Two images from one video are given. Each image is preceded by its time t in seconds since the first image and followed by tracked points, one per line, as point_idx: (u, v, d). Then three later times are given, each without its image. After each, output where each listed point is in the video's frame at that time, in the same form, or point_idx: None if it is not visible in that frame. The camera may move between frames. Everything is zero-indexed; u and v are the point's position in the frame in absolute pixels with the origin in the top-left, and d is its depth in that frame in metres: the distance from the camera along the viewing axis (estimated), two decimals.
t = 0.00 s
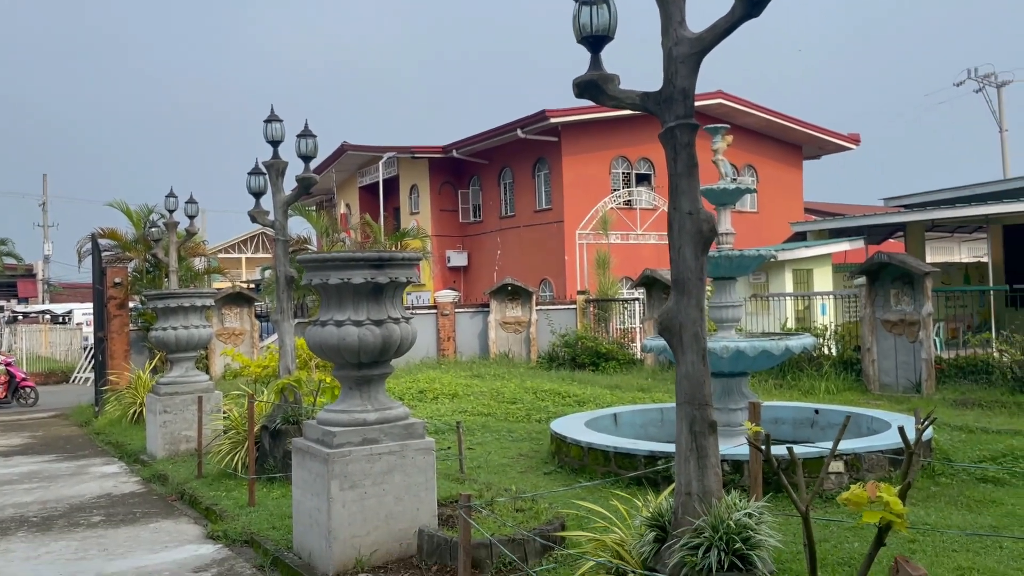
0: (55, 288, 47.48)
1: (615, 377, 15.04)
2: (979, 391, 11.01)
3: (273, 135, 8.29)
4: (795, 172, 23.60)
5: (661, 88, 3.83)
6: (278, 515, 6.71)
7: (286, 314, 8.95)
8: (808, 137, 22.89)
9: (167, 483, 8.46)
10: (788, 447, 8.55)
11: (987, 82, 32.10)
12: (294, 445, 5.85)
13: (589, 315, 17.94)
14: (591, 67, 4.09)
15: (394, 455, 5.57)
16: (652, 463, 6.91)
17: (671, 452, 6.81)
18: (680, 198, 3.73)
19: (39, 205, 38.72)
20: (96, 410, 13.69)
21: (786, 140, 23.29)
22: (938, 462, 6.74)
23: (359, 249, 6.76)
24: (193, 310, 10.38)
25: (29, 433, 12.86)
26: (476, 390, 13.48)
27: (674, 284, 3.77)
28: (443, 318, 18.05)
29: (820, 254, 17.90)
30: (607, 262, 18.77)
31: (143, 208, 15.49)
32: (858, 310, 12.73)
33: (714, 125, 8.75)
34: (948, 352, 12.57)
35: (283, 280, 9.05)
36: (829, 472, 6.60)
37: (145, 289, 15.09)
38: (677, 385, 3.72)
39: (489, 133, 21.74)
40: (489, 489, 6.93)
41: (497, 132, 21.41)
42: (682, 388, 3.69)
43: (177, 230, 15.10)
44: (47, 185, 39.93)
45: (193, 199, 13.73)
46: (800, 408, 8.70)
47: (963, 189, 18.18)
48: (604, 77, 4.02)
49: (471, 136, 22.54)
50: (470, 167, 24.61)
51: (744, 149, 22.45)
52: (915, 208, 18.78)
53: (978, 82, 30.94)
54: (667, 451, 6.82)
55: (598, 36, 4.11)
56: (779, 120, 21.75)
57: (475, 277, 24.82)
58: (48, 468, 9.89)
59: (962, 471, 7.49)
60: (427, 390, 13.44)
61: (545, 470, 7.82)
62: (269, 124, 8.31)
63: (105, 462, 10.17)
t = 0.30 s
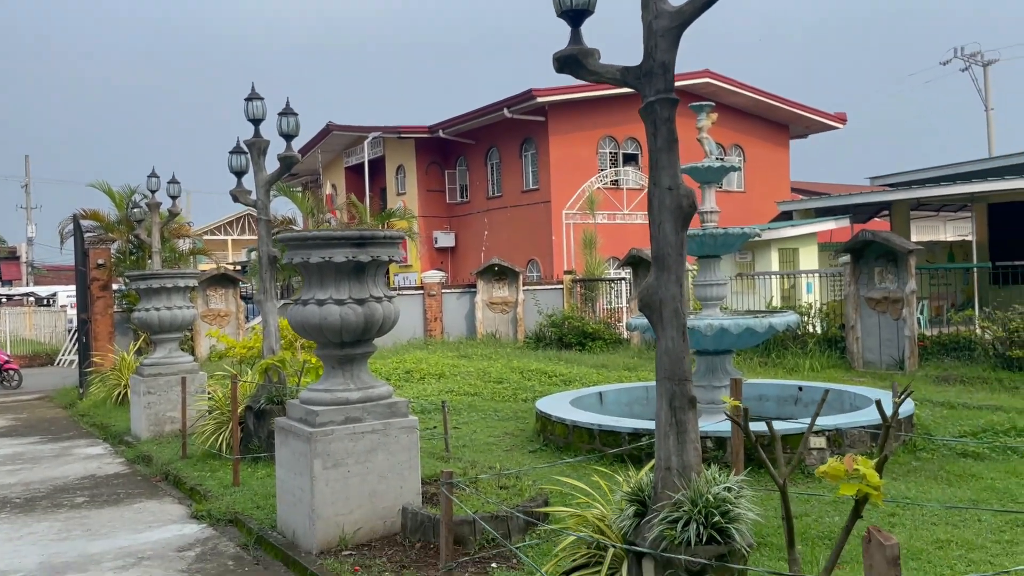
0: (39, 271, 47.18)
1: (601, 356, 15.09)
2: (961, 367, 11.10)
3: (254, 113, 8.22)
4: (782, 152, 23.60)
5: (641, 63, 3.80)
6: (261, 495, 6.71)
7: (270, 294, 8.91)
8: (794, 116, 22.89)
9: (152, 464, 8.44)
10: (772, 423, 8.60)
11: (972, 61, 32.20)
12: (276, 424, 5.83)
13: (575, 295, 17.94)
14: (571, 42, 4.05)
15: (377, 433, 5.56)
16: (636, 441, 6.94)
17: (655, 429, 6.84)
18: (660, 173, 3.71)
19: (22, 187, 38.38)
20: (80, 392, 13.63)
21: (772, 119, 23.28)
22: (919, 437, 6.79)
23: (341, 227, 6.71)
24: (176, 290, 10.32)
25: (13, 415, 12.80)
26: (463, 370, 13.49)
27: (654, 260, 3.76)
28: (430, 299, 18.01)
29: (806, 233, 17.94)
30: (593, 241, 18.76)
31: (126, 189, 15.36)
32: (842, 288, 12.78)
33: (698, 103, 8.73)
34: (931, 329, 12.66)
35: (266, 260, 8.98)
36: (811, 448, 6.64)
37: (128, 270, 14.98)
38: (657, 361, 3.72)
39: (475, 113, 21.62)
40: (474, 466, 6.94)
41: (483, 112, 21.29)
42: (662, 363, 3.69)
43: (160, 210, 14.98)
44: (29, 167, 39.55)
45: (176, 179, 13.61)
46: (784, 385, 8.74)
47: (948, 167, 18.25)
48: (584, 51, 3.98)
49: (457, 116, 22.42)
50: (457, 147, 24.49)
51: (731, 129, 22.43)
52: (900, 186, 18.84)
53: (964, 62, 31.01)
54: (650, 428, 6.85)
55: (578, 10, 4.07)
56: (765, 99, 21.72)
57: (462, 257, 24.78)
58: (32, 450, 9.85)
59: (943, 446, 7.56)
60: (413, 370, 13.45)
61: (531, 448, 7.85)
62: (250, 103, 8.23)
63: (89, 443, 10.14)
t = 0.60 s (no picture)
0: (27, 253, 46.95)
1: (589, 336, 15.12)
2: (946, 345, 11.16)
3: (236, 92, 8.14)
4: (771, 131, 23.57)
5: (618, 39, 3.76)
6: (246, 475, 6.71)
7: (254, 275, 8.86)
8: (784, 95, 22.84)
9: (138, 445, 8.43)
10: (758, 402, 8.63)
11: (963, 39, 32.13)
12: (259, 405, 5.83)
13: (564, 275, 17.92)
14: (549, 18, 3.99)
15: (359, 414, 5.55)
16: (620, 419, 6.96)
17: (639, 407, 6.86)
18: (637, 150, 3.69)
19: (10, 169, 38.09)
20: (68, 374, 13.59)
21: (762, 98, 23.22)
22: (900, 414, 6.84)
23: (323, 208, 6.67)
24: (160, 272, 10.27)
25: None
26: (451, 351, 13.51)
27: (630, 238, 3.74)
28: (419, 280, 17.98)
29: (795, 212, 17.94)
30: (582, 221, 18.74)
31: (110, 170, 15.25)
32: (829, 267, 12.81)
33: (684, 81, 8.68)
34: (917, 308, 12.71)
35: (249, 241, 8.92)
36: (794, 426, 6.68)
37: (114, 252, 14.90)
38: (634, 339, 3.72)
39: (464, 93, 21.49)
40: (459, 446, 6.97)
41: (472, 91, 21.16)
42: (639, 342, 3.69)
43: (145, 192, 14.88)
44: (16, 149, 39.25)
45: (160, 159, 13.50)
46: (770, 363, 8.77)
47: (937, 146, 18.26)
48: (561, 27, 3.92)
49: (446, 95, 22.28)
50: (446, 127, 24.36)
51: (720, 108, 22.36)
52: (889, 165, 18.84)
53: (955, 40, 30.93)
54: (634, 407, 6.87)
55: None
56: (755, 79, 21.66)
57: (452, 238, 24.73)
58: (18, 432, 9.82)
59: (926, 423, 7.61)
60: (402, 351, 13.46)
61: (517, 427, 7.86)
62: (232, 82, 8.15)
63: (76, 425, 10.12)
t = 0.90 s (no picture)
0: (20, 237, 46.77)
1: (581, 317, 15.11)
2: (937, 325, 11.17)
3: (221, 72, 8.06)
4: (766, 111, 23.47)
5: (598, 16, 3.71)
6: (234, 457, 6.71)
7: (242, 257, 8.82)
8: (779, 75, 22.72)
9: (127, 428, 8.42)
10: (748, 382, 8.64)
11: (959, 18, 31.98)
12: (244, 387, 5.80)
13: (558, 257, 17.87)
14: None
15: (344, 395, 5.53)
16: (608, 400, 6.97)
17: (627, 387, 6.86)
18: (617, 129, 3.65)
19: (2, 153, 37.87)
20: (59, 357, 13.56)
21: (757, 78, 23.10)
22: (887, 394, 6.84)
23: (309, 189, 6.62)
24: (149, 254, 10.22)
25: None
26: (443, 332, 13.49)
27: (611, 218, 3.71)
28: (412, 262, 17.93)
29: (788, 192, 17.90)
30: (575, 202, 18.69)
31: (100, 152, 15.16)
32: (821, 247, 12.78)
33: (674, 60, 8.61)
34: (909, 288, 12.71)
35: (236, 223, 8.87)
36: (782, 406, 6.68)
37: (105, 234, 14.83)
38: (614, 319, 3.70)
39: (456, 73, 21.35)
40: (448, 427, 6.97)
41: (465, 72, 21.03)
42: (619, 322, 3.67)
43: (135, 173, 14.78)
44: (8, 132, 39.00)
45: (149, 141, 13.40)
46: (760, 344, 8.78)
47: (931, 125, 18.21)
48: (541, 4, 3.86)
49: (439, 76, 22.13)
50: (439, 108, 24.23)
51: (715, 88, 22.26)
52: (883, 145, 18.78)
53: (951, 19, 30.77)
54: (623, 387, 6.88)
55: None
56: (750, 58, 21.54)
57: (445, 220, 24.66)
58: (7, 415, 9.80)
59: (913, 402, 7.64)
60: (394, 333, 13.44)
61: (506, 408, 7.86)
62: (217, 62, 8.08)
63: (66, 408, 10.10)
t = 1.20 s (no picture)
0: (16, 223, 46.53)
1: (579, 303, 15.04)
2: (936, 311, 11.11)
3: (213, 56, 7.95)
4: (765, 96, 23.33)
5: None
6: (227, 446, 6.66)
7: (236, 245, 8.74)
8: (778, 59, 22.55)
9: (121, 416, 8.36)
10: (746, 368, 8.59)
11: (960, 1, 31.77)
12: (236, 375, 5.74)
13: (555, 243, 17.79)
14: None
15: (336, 383, 5.47)
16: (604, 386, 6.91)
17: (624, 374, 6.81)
18: (610, 111, 3.56)
19: None
20: (55, 344, 13.49)
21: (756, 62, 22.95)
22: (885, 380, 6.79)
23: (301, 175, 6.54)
24: (142, 241, 10.14)
25: None
26: (439, 319, 13.42)
27: (604, 203, 3.64)
28: (409, 248, 17.85)
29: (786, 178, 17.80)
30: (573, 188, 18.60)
31: (93, 138, 15.05)
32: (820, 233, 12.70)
33: (672, 43, 8.50)
34: (908, 273, 12.64)
35: (229, 210, 8.78)
36: (779, 392, 6.62)
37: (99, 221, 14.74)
38: (608, 307, 3.63)
39: (453, 58, 21.19)
40: (443, 415, 6.91)
41: (461, 56, 20.87)
42: (613, 309, 3.60)
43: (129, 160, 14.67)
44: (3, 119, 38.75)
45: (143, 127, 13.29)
46: (758, 330, 8.72)
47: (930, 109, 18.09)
48: None
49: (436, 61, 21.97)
50: (436, 94, 24.08)
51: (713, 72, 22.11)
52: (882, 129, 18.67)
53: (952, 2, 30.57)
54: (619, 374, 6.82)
55: None
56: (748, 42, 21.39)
57: (443, 206, 24.56)
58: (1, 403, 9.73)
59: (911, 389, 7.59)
60: (391, 320, 13.37)
61: (502, 395, 7.80)
62: (208, 46, 7.97)
63: (61, 396, 10.04)
